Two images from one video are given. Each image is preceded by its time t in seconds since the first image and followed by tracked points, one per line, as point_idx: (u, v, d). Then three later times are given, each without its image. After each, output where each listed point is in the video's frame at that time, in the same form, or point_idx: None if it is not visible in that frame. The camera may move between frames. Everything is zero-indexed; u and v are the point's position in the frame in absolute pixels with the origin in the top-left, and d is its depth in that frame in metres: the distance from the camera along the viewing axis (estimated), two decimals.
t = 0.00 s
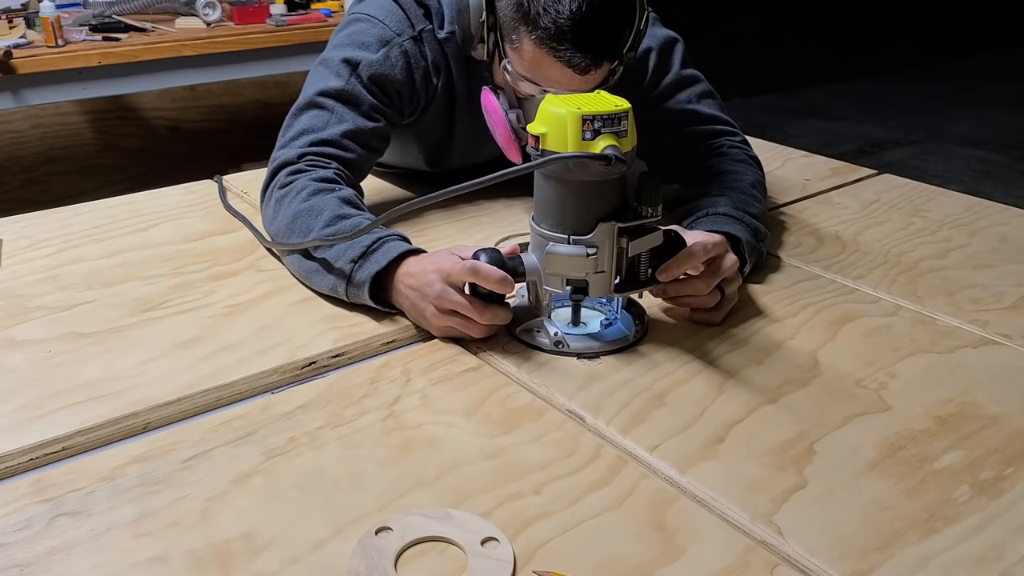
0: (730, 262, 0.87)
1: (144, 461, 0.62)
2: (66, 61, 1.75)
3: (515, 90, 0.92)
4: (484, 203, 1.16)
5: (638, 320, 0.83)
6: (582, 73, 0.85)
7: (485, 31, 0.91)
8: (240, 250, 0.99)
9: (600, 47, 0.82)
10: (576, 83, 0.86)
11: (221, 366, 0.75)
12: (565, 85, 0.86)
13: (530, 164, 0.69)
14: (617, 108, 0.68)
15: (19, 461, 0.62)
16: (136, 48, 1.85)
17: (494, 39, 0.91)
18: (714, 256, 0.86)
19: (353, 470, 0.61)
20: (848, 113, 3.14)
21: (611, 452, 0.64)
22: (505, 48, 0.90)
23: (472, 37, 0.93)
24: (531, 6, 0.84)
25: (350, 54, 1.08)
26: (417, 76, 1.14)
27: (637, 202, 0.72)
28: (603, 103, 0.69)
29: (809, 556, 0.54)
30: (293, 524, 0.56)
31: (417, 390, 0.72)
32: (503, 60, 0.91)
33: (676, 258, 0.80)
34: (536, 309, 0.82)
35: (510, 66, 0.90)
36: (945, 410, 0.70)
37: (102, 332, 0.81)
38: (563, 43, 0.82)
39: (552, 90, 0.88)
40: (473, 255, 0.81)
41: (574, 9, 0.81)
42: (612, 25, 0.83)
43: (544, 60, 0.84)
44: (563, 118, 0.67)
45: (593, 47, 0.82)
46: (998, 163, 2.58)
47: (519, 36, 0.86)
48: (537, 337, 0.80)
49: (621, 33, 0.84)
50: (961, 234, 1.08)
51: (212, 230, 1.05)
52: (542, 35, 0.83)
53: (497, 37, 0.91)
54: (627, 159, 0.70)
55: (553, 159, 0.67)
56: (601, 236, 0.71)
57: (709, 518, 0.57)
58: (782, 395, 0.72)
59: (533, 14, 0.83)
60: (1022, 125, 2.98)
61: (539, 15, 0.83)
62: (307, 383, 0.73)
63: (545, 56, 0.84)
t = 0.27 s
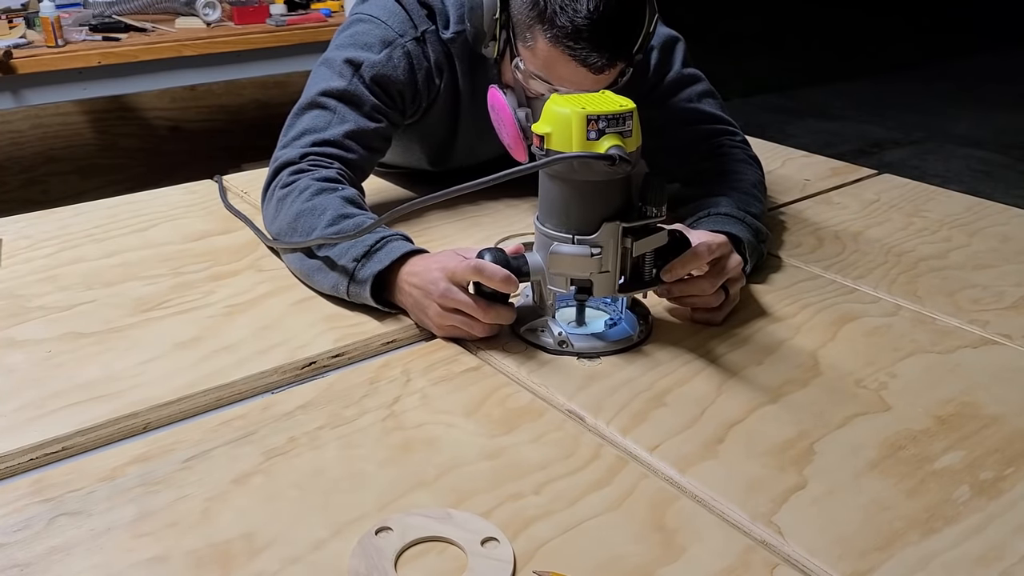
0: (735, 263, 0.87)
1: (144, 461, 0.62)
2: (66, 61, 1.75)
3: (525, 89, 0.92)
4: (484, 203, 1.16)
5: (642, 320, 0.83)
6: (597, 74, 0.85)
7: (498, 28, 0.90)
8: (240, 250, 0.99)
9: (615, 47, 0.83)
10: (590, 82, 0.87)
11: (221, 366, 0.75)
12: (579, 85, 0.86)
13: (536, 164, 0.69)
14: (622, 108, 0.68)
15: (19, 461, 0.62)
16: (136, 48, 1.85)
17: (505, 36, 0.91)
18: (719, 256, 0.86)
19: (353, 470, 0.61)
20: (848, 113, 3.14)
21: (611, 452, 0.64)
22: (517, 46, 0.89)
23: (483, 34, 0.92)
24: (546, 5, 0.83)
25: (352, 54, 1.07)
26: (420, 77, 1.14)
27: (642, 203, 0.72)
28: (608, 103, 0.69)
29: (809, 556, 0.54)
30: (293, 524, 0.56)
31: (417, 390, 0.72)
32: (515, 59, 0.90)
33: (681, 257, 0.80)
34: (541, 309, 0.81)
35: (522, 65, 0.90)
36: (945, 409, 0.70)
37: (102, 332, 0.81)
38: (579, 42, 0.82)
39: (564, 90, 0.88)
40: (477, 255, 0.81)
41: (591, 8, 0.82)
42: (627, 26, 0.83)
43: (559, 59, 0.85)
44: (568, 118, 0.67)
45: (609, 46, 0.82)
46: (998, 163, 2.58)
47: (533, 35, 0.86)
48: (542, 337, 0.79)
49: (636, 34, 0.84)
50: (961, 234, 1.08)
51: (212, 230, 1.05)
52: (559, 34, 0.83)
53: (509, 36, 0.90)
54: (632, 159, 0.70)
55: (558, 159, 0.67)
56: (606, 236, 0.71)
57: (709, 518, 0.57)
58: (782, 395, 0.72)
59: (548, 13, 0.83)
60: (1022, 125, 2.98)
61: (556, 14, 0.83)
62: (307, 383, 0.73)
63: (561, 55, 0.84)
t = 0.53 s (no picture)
0: (736, 264, 0.87)
1: (144, 461, 0.62)
2: (66, 61, 1.75)
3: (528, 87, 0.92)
4: (484, 203, 1.16)
5: (645, 322, 0.83)
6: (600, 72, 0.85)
7: (502, 26, 0.91)
8: (240, 250, 0.99)
9: (620, 45, 0.82)
10: (593, 80, 0.86)
11: (221, 366, 0.75)
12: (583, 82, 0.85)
13: (539, 165, 0.69)
14: (626, 109, 0.68)
15: (19, 461, 0.62)
16: (136, 48, 1.85)
17: (510, 32, 0.91)
18: (721, 257, 0.86)
19: (353, 470, 0.61)
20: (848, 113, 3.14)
21: (611, 452, 0.64)
22: (521, 43, 0.90)
23: (488, 29, 0.93)
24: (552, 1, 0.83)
25: (355, 53, 1.07)
26: (422, 75, 1.14)
27: (645, 204, 0.72)
28: (612, 104, 0.69)
29: (809, 556, 0.54)
30: (293, 524, 0.56)
31: (417, 390, 0.72)
32: (520, 56, 0.91)
33: (682, 258, 0.80)
34: (544, 310, 0.81)
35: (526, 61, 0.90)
36: (945, 410, 0.70)
37: (102, 332, 0.81)
38: (583, 38, 0.81)
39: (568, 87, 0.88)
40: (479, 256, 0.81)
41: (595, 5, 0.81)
42: (632, 23, 0.83)
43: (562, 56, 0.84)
44: (572, 119, 0.67)
45: (612, 43, 0.82)
46: (998, 163, 2.58)
47: (538, 31, 0.86)
48: (544, 338, 0.80)
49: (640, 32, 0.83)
50: (961, 234, 1.08)
51: (212, 230, 1.05)
52: (562, 31, 0.83)
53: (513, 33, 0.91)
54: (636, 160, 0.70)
55: (562, 160, 0.67)
56: (609, 237, 0.71)
57: (709, 518, 0.57)
58: (782, 395, 0.72)
59: (553, 9, 0.83)
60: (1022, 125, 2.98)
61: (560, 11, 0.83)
62: (307, 383, 0.73)
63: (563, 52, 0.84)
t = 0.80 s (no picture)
0: (737, 265, 0.87)
1: (144, 461, 0.62)
2: (66, 61, 1.75)
3: (525, 87, 0.92)
4: (484, 203, 1.16)
5: (645, 322, 0.83)
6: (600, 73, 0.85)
7: (501, 26, 0.91)
8: (240, 250, 0.99)
9: (619, 47, 0.82)
10: (593, 81, 0.86)
11: (221, 366, 0.75)
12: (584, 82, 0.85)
13: (539, 165, 0.69)
14: (626, 109, 0.68)
15: (19, 461, 0.62)
16: (136, 48, 1.85)
17: (509, 32, 0.91)
18: (722, 259, 0.86)
19: (353, 470, 0.61)
20: (848, 113, 3.14)
21: (611, 452, 0.64)
22: (520, 43, 0.89)
23: (488, 29, 0.93)
24: (551, 3, 0.83)
25: (355, 52, 1.07)
26: (422, 75, 1.14)
27: (646, 204, 0.72)
28: (612, 104, 0.69)
29: (809, 556, 0.54)
30: (293, 524, 0.56)
31: (417, 390, 0.72)
32: (518, 56, 0.91)
33: (684, 259, 0.80)
34: (545, 311, 0.81)
35: (523, 61, 0.90)
36: (945, 410, 0.70)
37: (102, 332, 0.81)
38: (583, 39, 0.81)
39: (567, 87, 0.88)
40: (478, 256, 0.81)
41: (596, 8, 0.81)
42: (630, 25, 0.83)
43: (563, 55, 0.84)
44: (572, 119, 0.67)
45: (611, 45, 0.82)
46: (998, 163, 2.58)
47: (537, 31, 0.86)
48: (544, 339, 0.79)
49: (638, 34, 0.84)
50: (961, 234, 1.08)
51: (212, 230, 1.05)
52: (563, 32, 0.82)
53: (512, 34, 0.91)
54: (636, 160, 0.70)
55: (562, 160, 0.67)
56: (609, 238, 0.71)
57: (710, 518, 0.57)
58: (782, 395, 0.72)
59: (552, 10, 0.83)
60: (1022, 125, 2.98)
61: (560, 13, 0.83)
62: (307, 383, 0.73)
63: (564, 52, 0.84)
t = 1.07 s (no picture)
0: (735, 267, 0.86)
1: (144, 461, 0.62)
2: (66, 61, 1.75)
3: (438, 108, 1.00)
4: (484, 203, 1.16)
5: (644, 324, 0.83)
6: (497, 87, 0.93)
7: (394, 55, 0.95)
8: (240, 250, 0.99)
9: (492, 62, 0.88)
10: (484, 95, 0.94)
11: (221, 367, 0.75)
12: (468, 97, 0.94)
13: (537, 167, 0.69)
14: (623, 111, 0.69)
15: (19, 461, 0.62)
16: (136, 48, 1.85)
17: (404, 61, 0.96)
18: (720, 260, 0.86)
19: (353, 470, 0.61)
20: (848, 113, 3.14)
21: (611, 452, 0.64)
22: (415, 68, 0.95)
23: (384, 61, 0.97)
24: (417, 27, 0.89)
25: (318, 46, 1.08)
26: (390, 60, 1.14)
27: (644, 205, 0.72)
28: (609, 106, 0.69)
29: (809, 556, 0.54)
30: (293, 524, 0.56)
31: (417, 390, 0.72)
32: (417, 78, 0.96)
33: (682, 260, 0.80)
34: (543, 313, 0.81)
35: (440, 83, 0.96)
36: (945, 409, 0.70)
37: (102, 332, 0.81)
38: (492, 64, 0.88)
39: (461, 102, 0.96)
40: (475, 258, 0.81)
41: (471, 22, 0.86)
42: (505, 37, 0.88)
43: (443, 77, 0.91)
44: (570, 120, 0.67)
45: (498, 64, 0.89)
46: (998, 163, 2.58)
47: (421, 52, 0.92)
48: (543, 341, 0.79)
49: (502, 44, 0.88)
50: (961, 234, 1.08)
51: (212, 230, 1.05)
52: (430, 54, 0.89)
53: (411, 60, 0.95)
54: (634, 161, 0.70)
55: (560, 162, 0.67)
56: (607, 239, 0.71)
57: (709, 518, 0.57)
58: (782, 395, 0.72)
59: (420, 35, 0.89)
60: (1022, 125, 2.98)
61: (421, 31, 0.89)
62: (307, 383, 0.73)
63: (442, 74, 0.91)
